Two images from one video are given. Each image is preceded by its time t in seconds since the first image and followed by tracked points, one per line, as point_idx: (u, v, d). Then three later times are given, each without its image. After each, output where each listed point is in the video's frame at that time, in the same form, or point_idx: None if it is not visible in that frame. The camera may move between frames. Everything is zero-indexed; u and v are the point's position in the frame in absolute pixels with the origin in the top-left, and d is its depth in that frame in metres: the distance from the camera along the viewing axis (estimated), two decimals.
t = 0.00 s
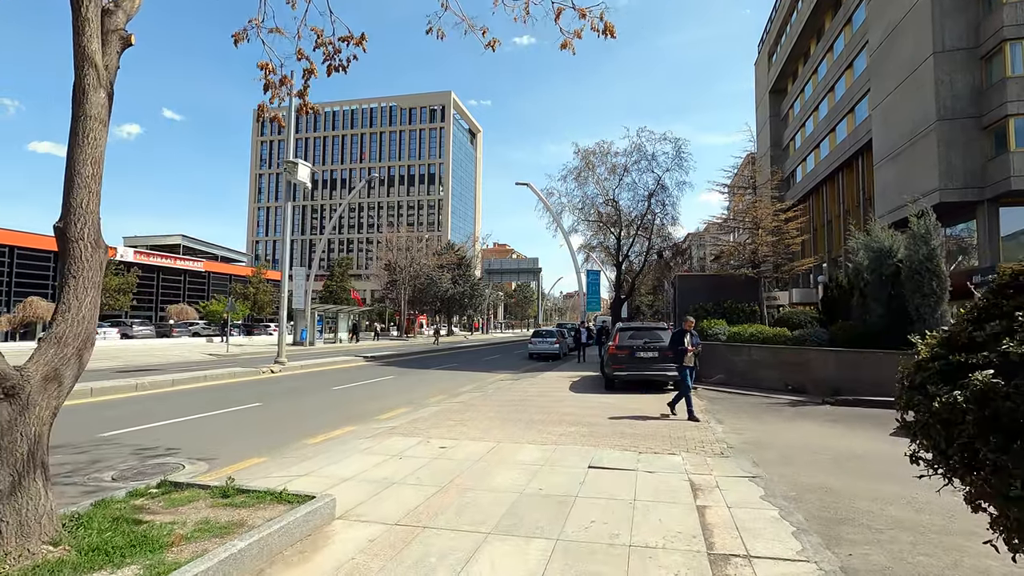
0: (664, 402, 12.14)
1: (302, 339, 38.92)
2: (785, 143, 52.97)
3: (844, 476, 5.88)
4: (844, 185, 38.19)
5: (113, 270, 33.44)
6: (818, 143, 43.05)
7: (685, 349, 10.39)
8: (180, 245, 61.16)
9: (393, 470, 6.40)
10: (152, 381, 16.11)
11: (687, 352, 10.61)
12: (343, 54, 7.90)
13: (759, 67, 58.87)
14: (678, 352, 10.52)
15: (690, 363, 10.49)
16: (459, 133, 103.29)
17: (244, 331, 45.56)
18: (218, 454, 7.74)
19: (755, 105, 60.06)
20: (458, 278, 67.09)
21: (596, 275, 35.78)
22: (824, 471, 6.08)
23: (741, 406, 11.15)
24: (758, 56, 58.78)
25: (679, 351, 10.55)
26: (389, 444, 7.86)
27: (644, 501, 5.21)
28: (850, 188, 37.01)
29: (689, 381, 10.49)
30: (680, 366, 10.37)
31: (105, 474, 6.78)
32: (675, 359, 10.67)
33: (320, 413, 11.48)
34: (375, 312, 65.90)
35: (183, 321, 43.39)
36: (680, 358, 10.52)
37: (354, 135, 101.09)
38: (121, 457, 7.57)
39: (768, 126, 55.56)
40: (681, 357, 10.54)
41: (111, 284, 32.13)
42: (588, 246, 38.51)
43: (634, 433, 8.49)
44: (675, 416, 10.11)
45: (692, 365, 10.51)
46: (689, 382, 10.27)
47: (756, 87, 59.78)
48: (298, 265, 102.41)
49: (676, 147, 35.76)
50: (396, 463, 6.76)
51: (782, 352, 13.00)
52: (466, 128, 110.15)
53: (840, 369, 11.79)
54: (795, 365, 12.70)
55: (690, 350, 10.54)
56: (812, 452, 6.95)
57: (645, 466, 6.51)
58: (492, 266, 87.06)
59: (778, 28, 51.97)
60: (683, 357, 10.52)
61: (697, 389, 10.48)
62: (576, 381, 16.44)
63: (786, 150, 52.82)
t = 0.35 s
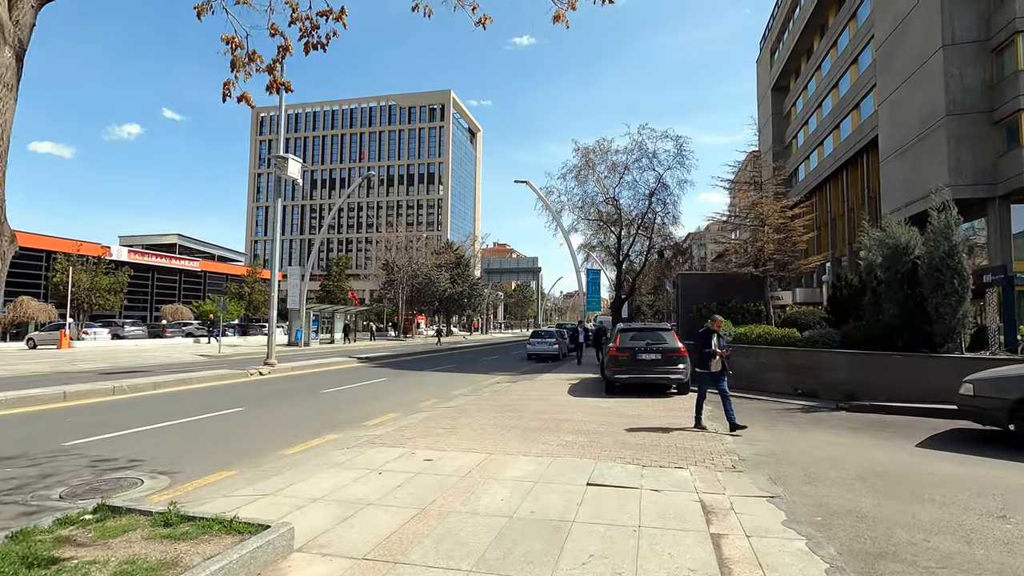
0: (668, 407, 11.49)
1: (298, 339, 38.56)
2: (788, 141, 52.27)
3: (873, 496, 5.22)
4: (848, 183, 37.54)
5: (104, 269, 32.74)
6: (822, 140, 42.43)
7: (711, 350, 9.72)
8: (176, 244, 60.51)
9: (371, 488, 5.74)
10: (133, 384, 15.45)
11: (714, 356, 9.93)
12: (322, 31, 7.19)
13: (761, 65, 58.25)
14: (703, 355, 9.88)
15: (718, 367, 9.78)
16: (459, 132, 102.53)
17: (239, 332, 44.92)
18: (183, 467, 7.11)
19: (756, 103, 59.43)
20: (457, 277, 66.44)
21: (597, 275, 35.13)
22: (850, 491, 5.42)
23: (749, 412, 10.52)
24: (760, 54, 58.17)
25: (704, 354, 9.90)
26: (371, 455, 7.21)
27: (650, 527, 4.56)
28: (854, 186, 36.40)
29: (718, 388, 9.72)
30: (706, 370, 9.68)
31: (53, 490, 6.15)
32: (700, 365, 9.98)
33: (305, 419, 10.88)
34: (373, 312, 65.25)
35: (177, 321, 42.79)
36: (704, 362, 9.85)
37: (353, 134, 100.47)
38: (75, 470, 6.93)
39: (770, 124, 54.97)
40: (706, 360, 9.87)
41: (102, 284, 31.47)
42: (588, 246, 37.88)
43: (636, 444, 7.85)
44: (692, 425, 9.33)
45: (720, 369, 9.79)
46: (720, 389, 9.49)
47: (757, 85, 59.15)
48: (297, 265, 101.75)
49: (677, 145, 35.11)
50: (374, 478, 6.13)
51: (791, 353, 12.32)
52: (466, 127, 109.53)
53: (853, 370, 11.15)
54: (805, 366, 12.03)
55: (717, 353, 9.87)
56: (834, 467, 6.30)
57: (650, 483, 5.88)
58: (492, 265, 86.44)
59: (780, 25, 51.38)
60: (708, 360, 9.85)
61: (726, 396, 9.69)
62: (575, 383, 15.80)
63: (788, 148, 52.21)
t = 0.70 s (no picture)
0: (672, 411, 10.84)
1: (292, 339, 37.96)
2: (790, 138, 51.62)
3: (914, 518, 4.57)
4: (853, 180, 36.90)
5: (94, 268, 32.06)
6: (825, 137, 41.83)
7: (754, 350, 8.14)
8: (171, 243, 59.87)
9: (342, 507, 5.09)
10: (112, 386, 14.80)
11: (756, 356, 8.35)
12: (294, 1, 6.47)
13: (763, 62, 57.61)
14: (743, 355, 8.30)
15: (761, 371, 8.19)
16: (459, 131, 101.95)
17: (233, 332, 44.27)
18: (140, 480, 6.46)
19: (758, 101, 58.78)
20: (456, 277, 65.79)
21: (596, 274, 34.46)
22: (886, 511, 4.77)
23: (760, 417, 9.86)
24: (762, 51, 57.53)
25: (745, 354, 8.32)
26: (349, 467, 6.56)
27: (659, 557, 3.91)
28: (859, 183, 35.76)
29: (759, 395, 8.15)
30: (746, 373, 8.14)
31: None
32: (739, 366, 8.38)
33: (286, 424, 10.24)
34: (370, 311, 64.63)
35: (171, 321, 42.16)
36: (743, 363, 8.29)
37: (351, 133, 99.83)
38: (21, 482, 6.27)
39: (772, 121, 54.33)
40: (747, 362, 8.29)
41: (92, 282, 30.83)
42: (588, 245, 37.23)
43: (640, 453, 7.20)
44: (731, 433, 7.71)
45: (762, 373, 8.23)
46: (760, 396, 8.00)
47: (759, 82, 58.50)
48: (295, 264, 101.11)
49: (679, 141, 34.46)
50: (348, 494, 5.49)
51: (802, 354, 11.63)
52: (466, 125, 108.99)
53: (871, 372, 10.49)
54: (818, 368, 11.35)
55: (761, 355, 8.28)
56: (862, 481, 5.65)
57: (657, 501, 5.23)
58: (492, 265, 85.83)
59: (782, 22, 50.75)
60: (749, 361, 8.26)
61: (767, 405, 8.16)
62: (574, 386, 15.14)
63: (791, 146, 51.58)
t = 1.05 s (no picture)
0: (674, 416, 10.20)
1: (286, 339, 37.46)
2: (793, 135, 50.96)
3: (961, 550, 3.94)
4: (857, 177, 36.23)
5: (82, 266, 31.46)
6: (828, 135, 41.21)
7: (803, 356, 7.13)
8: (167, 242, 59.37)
9: (302, 533, 4.46)
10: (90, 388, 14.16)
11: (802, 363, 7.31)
12: None
13: (765, 59, 56.96)
14: (790, 361, 7.24)
15: (805, 379, 7.26)
16: (458, 130, 101.26)
17: (227, 332, 43.61)
18: (86, 497, 5.84)
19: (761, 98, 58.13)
20: (454, 276, 65.22)
21: (596, 273, 33.87)
22: (924, 539, 4.14)
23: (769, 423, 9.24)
24: (764, 48, 56.89)
25: (791, 359, 7.27)
26: (320, 482, 5.92)
27: None
28: (864, 181, 35.15)
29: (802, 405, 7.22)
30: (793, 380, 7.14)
31: None
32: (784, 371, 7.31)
33: (263, 430, 9.64)
34: (368, 311, 63.97)
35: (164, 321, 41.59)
36: (789, 372, 7.24)
37: (350, 132, 99.25)
38: None
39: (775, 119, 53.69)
40: (792, 369, 7.27)
41: (80, 281, 30.21)
42: (587, 244, 36.68)
43: (642, 466, 6.56)
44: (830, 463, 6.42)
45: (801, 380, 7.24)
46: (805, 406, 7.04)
47: (762, 80, 57.85)
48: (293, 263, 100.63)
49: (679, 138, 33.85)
50: (311, 516, 4.85)
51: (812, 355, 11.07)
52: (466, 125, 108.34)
53: (887, 376, 9.88)
54: (831, 371, 10.72)
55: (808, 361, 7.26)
56: (891, 502, 5.02)
57: (661, 525, 4.59)
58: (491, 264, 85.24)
59: (785, 18, 50.11)
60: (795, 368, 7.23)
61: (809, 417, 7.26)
62: (573, 388, 14.51)
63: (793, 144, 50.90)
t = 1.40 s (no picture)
0: (678, 423, 9.55)
1: (280, 339, 36.93)
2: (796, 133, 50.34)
3: None
4: (861, 175, 35.63)
5: (72, 265, 30.90)
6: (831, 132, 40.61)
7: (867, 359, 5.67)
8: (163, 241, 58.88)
9: (251, 569, 3.85)
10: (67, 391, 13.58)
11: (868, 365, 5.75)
12: None
13: (767, 56, 56.37)
14: (848, 362, 5.79)
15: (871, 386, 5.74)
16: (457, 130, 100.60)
17: (222, 332, 43.02)
18: (25, 520, 5.25)
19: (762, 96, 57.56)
20: (453, 276, 64.69)
21: (595, 272, 33.30)
22: None
23: (780, 431, 8.61)
24: (765, 45, 56.30)
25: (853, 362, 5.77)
26: (284, 503, 5.30)
27: None
28: (869, 178, 34.54)
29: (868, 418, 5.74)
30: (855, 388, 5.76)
31: None
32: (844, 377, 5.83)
33: (238, 438, 9.02)
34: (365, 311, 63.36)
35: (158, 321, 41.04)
36: (849, 375, 5.78)
37: (348, 131, 98.71)
38: None
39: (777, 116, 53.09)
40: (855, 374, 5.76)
41: (69, 281, 29.66)
42: (587, 243, 36.14)
43: (644, 483, 5.92)
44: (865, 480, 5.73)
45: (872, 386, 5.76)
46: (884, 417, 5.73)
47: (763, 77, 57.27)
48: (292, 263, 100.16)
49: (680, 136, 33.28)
50: (265, 545, 4.24)
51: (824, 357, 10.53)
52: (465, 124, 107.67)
53: (905, 380, 9.31)
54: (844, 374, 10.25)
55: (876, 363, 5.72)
56: (929, 529, 4.39)
57: (668, 558, 3.96)
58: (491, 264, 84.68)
59: (787, 14, 49.53)
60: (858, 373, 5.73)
61: (885, 434, 5.74)
62: (572, 391, 13.90)
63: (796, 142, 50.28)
